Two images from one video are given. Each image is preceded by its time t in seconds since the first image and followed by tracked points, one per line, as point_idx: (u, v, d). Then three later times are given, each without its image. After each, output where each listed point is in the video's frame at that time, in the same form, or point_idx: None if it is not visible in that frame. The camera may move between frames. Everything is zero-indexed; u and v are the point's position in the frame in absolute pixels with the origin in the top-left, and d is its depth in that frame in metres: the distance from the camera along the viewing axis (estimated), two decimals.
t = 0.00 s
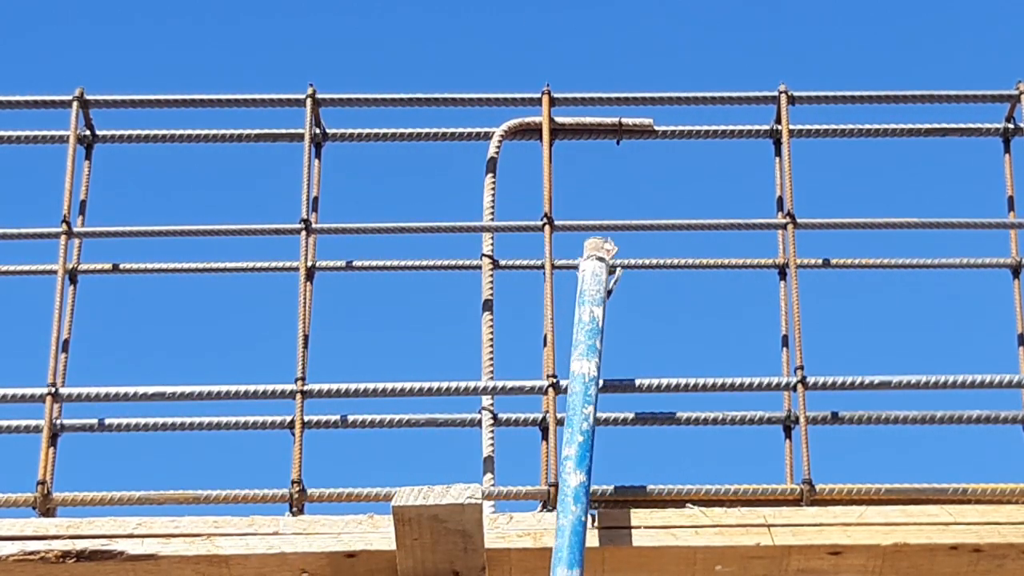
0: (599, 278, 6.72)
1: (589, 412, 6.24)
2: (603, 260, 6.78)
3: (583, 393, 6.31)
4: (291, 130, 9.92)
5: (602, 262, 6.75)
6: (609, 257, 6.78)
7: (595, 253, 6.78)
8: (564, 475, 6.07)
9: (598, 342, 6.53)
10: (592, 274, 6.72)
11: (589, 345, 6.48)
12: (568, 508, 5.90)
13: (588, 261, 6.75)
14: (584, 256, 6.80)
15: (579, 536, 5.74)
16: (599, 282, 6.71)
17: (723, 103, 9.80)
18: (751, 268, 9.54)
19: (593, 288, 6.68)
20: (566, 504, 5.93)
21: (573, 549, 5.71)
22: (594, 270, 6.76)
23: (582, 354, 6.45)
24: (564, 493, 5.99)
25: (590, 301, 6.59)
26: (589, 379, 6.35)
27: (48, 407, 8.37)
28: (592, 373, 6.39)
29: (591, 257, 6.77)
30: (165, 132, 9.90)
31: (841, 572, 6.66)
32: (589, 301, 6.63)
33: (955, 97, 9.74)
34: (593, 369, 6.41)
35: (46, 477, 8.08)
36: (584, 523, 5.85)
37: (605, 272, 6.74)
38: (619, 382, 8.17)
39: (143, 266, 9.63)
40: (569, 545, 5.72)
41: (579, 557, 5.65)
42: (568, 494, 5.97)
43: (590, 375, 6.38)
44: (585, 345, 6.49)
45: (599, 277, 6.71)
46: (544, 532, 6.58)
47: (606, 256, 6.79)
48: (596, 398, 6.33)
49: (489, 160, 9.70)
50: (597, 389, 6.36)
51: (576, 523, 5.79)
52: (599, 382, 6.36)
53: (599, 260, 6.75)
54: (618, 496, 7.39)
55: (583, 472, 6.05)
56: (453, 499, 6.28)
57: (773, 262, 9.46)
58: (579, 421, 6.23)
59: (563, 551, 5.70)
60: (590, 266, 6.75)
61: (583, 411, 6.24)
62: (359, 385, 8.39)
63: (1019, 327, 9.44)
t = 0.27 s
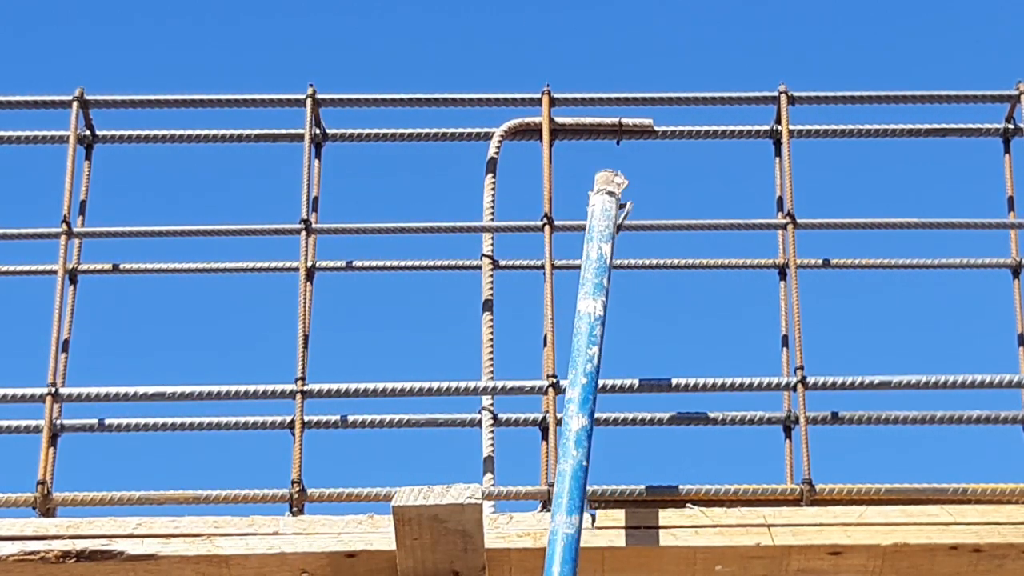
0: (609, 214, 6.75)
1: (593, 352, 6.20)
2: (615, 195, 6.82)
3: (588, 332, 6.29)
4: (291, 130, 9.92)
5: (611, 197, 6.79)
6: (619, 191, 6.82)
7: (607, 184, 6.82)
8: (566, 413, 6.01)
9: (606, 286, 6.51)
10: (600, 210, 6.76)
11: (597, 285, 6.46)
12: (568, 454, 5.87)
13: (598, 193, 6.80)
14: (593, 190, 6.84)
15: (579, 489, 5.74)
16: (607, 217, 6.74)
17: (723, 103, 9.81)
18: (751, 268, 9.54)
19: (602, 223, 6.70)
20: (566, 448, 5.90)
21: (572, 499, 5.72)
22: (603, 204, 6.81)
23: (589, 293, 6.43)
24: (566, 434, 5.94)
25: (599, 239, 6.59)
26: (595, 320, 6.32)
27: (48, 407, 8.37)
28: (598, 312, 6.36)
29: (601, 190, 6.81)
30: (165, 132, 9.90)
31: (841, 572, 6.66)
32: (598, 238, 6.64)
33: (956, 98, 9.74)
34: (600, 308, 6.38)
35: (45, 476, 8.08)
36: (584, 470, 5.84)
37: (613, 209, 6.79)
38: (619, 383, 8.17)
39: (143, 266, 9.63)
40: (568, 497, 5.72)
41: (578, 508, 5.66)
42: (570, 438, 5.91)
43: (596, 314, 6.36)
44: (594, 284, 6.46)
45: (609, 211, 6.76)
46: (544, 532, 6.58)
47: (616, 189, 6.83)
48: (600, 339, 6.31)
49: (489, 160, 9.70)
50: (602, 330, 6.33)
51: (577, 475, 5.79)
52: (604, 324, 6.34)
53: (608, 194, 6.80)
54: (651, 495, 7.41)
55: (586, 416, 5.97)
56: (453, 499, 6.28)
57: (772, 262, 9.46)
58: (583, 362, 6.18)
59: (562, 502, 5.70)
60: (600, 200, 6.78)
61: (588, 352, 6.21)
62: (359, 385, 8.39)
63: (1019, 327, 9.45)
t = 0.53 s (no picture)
0: (613, 249, 6.76)
1: (597, 390, 6.29)
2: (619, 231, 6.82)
3: (593, 369, 6.40)
4: (291, 130, 9.93)
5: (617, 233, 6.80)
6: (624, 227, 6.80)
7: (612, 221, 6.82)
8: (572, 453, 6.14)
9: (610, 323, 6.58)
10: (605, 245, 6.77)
11: (600, 321, 6.55)
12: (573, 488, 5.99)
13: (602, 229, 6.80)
14: (597, 227, 6.83)
15: (582, 520, 5.85)
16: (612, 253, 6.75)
17: (723, 104, 9.81)
18: (751, 268, 9.54)
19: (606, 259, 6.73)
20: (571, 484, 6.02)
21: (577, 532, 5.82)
22: (608, 240, 6.80)
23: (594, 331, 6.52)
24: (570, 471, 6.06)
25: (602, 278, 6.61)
26: (599, 356, 6.45)
27: (48, 407, 8.37)
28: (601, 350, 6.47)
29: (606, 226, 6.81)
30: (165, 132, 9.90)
31: (841, 572, 6.66)
32: (602, 275, 6.68)
33: (956, 98, 9.74)
34: (604, 344, 6.50)
35: (46, 476, 8.09)
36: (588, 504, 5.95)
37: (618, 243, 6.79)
38: (619, 383, 8.17)
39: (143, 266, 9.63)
40: (571, 533, 5.81)
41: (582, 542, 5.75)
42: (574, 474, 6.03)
43: (601, 350, 6.48)
44: (598, 321, 6.56)
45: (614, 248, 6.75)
46: (544, 532, 6.58)
47: (621, 226, 6.81)
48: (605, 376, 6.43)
49: (489, 160, 9.70)
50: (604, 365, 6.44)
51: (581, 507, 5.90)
52: (609, 360, 6.44)
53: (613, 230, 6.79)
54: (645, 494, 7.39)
55: (589, 453, 6.10)
56: (453, 499, 6.28)
57: (772, 263, 9.46)
58: (588, 399, 6.29)
59: (565, 536, 5.80)
60: (604, 237, 6.79)
61: (591, 389, 6.30)
62: (359, 385, 8.39)
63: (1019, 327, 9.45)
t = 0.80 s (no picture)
0: (635, 332, 6.55)
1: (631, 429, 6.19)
2: (641, 312, 6.62)
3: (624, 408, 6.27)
4: (291, 130, 9.92)
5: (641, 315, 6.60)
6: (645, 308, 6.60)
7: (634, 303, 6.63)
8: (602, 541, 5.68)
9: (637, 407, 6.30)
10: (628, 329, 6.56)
11: (625, 409, 6.26)
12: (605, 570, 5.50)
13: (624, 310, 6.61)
14: (619, 310, 6.64)
15: None
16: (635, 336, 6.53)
17: (723, 103, 9.80)
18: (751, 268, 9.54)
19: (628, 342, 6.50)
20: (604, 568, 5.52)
21: None
22: (630, 323, 6.59)
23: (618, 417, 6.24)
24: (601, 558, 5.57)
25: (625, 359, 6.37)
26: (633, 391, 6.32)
27: (48, 407, 8.37)
28: (631, 435, 6.16)
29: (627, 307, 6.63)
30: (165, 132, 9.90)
31: (841, 572, 6.66)
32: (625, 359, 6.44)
33: (956, 98, 9.74)
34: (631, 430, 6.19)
35: (46, 477, 8.08)
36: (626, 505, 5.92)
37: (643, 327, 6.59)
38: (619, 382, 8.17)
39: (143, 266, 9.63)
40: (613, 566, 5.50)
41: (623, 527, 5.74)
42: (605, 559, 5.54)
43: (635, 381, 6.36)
44: (622, 407, 6.27)
45: (635, 330, 6.53)
46: (544, 532, 6.59)
47: (642, 307, 6.62)
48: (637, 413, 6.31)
49: (489, 160, 9.70)
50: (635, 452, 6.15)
51: None
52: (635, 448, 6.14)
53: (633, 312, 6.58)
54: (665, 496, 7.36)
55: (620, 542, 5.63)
56: (453, 499, 6.28)
57: (772, 262, 9.46)
58: (617, 485, 5.95)
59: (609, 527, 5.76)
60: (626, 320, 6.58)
61: (619, 476, 5.98)
62: (359, 385, 8.39)
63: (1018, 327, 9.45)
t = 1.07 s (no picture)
0: (644, 377, 6.10)
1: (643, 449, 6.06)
2: (652, 357, 6.17)
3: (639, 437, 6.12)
4: (291, 130, 9.92)
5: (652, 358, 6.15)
6: (654, 352, 6.15)
7: (642, 345, 6.22)
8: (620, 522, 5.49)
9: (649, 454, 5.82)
10: (638, 374, 6.11)
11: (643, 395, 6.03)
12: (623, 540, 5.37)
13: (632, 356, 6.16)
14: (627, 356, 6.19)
15: (640, 558, 5.27)
16: (644, 381, 6.09)
17: (723, 103, 9.80)
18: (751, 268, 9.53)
19: (637, 386, 6.06)
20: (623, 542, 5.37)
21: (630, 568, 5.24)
22: (640, 368, 6.13)
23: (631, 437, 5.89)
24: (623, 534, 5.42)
25: (637, 403, 5.94)
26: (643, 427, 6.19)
27: (48, 407, 8.37)
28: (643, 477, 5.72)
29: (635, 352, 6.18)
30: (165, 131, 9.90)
31: (841, 572, 6.66)
32: (635, 401, 6.00)
33: (956, 97, 9.74)
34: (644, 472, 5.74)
35: (46, 476, 8.08)
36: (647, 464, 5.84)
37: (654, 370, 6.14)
38: (619, 382, 8.18)
39: (143, 266, 9.63)
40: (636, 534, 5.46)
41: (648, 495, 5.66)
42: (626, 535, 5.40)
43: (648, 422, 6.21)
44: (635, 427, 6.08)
45: (646, 375, 6.09)
46: (544, 532, 6.59)
47: (653, 350, 6.17)
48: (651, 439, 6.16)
49: (489, 160, 9.70)
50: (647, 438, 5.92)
51: (639, 547, 5.32)
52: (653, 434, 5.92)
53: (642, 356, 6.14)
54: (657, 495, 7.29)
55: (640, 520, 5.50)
56: (453, 498, 6.28)
57: (773, 262, 9.46)
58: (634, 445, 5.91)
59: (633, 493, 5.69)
60: (635, 364, 6.13)
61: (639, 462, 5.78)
62: (359, 385, 8.39)
63: (1019, 327, 9.45)
